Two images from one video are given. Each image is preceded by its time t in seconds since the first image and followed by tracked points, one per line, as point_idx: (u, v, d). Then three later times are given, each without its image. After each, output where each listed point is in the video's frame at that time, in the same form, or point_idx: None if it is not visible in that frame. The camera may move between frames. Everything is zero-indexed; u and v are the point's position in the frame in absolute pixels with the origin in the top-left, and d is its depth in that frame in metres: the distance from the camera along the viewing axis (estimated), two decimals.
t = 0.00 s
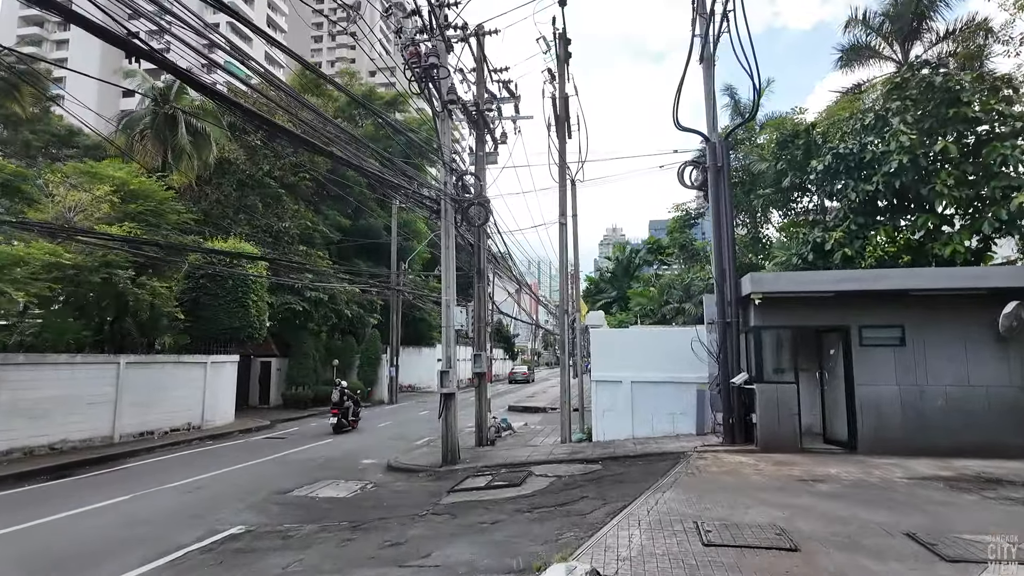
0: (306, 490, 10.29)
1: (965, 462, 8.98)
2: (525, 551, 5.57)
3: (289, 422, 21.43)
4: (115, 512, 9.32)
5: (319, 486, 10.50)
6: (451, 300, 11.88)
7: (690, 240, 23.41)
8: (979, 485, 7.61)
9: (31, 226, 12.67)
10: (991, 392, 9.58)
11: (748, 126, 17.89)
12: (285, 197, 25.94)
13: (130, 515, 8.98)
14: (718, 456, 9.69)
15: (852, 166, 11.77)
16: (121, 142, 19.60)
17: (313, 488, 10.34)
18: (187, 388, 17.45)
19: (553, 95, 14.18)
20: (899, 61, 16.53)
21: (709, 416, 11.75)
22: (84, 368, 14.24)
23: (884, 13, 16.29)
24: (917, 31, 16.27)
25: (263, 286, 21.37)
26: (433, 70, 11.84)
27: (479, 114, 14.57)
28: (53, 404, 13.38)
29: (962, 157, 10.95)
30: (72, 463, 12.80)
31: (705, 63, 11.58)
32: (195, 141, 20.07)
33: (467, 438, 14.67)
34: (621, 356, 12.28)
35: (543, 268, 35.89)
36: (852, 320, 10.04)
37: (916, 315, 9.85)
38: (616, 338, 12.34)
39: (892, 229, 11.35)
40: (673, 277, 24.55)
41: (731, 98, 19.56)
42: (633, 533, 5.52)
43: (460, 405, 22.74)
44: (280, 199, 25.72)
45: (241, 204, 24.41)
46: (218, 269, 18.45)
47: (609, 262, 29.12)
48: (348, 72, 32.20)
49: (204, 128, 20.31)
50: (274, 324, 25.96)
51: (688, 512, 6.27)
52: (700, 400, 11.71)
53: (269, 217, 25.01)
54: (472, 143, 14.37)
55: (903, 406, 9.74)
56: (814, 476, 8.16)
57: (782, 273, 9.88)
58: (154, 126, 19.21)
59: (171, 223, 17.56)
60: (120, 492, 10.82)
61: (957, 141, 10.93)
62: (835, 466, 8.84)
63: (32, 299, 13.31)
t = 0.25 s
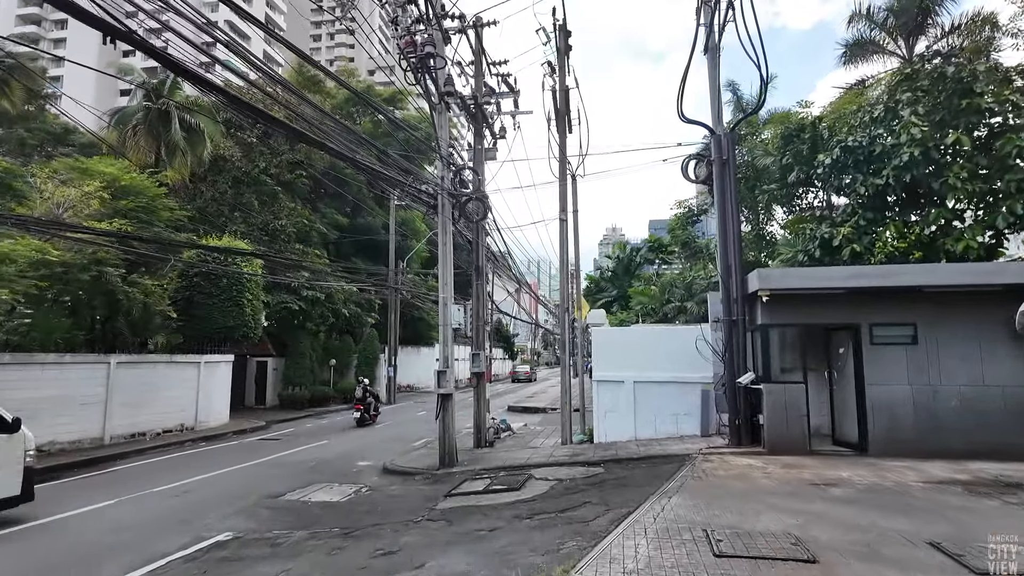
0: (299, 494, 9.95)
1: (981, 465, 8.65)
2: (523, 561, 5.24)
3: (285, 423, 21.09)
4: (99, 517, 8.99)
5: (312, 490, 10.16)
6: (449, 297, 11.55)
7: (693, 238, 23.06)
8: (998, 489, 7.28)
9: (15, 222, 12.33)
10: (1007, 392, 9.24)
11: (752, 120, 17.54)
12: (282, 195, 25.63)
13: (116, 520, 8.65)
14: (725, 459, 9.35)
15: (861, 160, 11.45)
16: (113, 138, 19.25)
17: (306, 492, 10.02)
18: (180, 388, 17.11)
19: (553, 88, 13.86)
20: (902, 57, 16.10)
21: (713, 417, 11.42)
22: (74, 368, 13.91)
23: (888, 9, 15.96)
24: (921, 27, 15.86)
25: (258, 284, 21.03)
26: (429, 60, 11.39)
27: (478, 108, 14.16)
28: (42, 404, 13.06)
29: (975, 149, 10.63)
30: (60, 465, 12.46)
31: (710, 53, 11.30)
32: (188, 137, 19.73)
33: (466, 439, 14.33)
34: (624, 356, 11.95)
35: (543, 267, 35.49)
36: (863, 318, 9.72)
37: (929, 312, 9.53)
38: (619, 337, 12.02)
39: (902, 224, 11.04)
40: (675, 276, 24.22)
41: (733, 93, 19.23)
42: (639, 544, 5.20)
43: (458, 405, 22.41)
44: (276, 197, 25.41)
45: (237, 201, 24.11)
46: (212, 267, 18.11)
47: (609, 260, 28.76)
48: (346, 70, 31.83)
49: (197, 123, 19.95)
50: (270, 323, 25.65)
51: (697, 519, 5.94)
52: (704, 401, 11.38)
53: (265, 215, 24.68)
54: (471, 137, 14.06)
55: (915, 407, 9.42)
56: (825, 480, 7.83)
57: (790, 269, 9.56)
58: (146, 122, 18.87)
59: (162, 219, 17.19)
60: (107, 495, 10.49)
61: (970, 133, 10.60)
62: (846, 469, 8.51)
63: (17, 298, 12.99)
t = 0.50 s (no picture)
0: (291, 499, 9.59)
1: (1001, 470, 8.29)
2: None
3: (281, 424, 20.71)
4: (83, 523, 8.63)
5: (305, 495, 9.80)
6: (447, 296, 11.19)
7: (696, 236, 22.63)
8: None
9: None
10: None
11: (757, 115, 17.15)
12: (279, 193, 25.28)
13: (99, 526, 8.30)
14: (733, 463, 9.00)
15: (873, 153, 11.09)
16: (106, 135, 18.90)
17: (298, 497, 9.66)
18: (173, 389, 16.74)
19: (554, 81, 13.50)
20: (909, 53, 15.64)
21: (720, 419, 11.07)
22: (62, 368, 13.54)
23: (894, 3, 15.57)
24: (928, 22, 15.48)
25: (254, 283, 20.66)
26: (426, 49, 10.95)
27: (476, 101, 13.56)
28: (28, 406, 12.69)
29: (992, 142, 10.27)
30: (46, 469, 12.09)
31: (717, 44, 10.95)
32: (182, 134, 19.33)
33: (464, 441, 13.97)
34: (627, 356, 11.61)
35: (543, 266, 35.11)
36: (876, 316, 9.36)
37: (946, 310, 9.17)
38: (622, 337, 11.67)
39: (915, 219, 10.69)
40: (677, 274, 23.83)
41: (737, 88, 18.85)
42: (649, 558, 4.85)
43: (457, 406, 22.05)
44: (273, 195, 25.04)
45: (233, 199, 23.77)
46: (207, 265, 17.75)
47: (610, 259, 28.36)
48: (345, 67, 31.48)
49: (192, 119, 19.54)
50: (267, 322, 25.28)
51: (708, 530, 5.59)
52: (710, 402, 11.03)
53: (262, 213, 24.32)
54: (471, 131, 13.68)
55: (931, 409, 9.06)
56: (841, 486, 7.47)
57: (800, 266, 9.21)
58: (139, 118, 18.54)
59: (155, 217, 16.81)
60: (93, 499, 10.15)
61: (986, 125, 10.24)
62: (861, 474, 8.15)
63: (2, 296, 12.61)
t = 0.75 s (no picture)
0: (282, 502, 9.25)
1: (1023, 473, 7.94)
2: None
3: (277, 424, 20.35)
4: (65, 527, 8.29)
5: (297, 499, 9.46)
6: (444, 292, 10.85)
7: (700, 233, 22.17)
8: None
9: None
10: None
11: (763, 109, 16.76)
12: (275, 190, 24.94)
13: (81, 530, 7.94)
14: (742, 466, 8.65)
15: (885, 145, 10.73)
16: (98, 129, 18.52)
17: (290, 501, 9.32)
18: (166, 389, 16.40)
19: (555, 72, 13.17)
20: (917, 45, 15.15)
21: (727, 419, 10.72)
22: (49, 367, 13.20)
23: None
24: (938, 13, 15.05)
25: (250, 281, 20.30)
26: (422, 36, 10.53)
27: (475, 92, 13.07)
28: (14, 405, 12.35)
29: (1009, 132, 9.91)
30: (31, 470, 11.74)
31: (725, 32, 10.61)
32: (176, 128, 18.90)
33: (463, 442, 13.62)
34: (630, 355, 11.29)
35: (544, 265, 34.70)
36: (889, 312, 9.02)
37: (963, 306, 8.82)
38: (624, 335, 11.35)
39: (929, 212, 10.34)
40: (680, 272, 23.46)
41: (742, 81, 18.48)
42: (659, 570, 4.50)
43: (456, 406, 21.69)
44: (269, 192, 24.67)
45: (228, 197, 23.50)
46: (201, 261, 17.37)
47: (612, 257, 27.89)
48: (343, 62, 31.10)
49: (186, 113, 18.97)
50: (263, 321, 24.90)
51: (719, 538, 5.25)
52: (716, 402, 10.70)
53: (258, 210, 23.98)
54: (471, 124, 13.33)
55: (947, 409, 8.71)
56: (856, 489, 7.13)
57: (811, 260, 8.88)
58: (132, 112, 18.16)
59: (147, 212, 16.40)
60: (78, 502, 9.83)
61: (1003, 115, 9.89)
62: (877, 477, 7.81)
63: None
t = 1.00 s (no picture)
0: (271, 509, 8.86)
1: None
2: None
3: (272, 426, 19.97)
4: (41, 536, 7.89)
5: (286, 505, 9.08)
6: (441, 290, 10.46)
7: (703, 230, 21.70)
8: None
9: None
10: None
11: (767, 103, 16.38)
12: (271, 187, 24.58)
13: (58, 538, 7.54)
14: (752, 471, 8.27)
15: (898, 137, 10.35)
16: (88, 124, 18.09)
17: (278, 507, 8.93)
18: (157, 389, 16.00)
19: (556, 64, 12.81)
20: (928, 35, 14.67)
21: (733, 422, 10.36)
22: (34, 367, 12.79)
23: None
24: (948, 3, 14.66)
25: (244, 280, 19.93)
26: (418, 22, 10.10)
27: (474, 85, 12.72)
28: None
29: None
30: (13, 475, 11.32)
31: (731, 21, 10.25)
32: (168, 124, 18.49)
33: (460, 444, 13.26)
34: (633, 355, 10.93)
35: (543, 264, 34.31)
36: (903, 311, 8.65)
37: (980, 304, 8.45)
38: (626, 335, 10.99)
39: (943, 207, 9.98)
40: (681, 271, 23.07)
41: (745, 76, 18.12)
42: None
43: (454, 407, 21.32)
44: (265, 189, 24.30)
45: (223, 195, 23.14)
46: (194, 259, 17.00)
47: (613, 255, 27.46)
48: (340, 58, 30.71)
49: (178, 108, 18.60)
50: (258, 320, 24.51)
51: (734, 552, 4.88)
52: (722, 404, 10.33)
53: (253, 208, 23.61)
54: (469, 117, 12.97)
55: (964, 411, 8.35)
56: (873, 497, 6.76)
57: (822, 255, 8.51)
58: (123, 107, 17.76)
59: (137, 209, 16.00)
60: (61, 508, 9.44)
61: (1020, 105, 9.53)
62: (893, 483, 7.43)
63: None
